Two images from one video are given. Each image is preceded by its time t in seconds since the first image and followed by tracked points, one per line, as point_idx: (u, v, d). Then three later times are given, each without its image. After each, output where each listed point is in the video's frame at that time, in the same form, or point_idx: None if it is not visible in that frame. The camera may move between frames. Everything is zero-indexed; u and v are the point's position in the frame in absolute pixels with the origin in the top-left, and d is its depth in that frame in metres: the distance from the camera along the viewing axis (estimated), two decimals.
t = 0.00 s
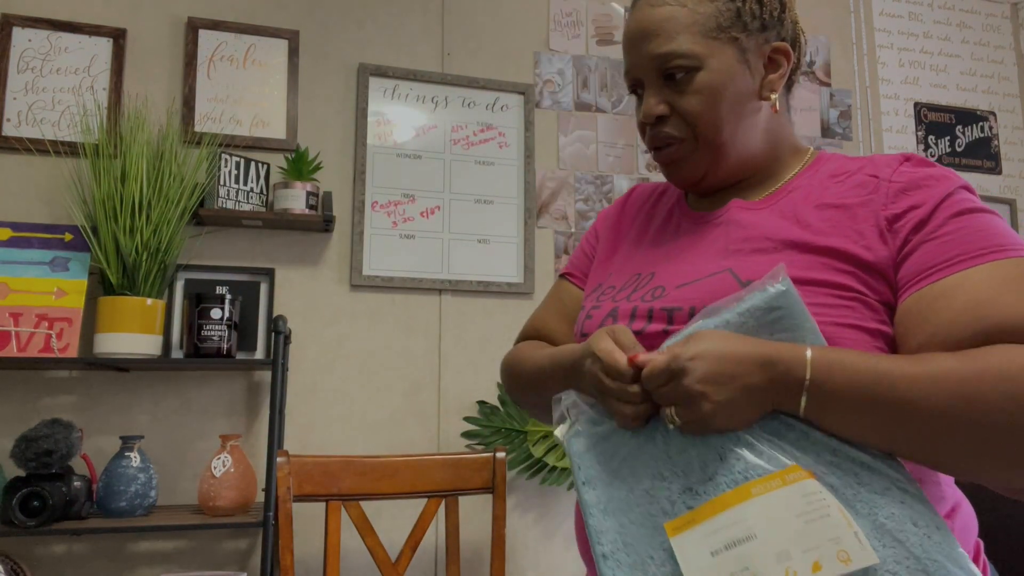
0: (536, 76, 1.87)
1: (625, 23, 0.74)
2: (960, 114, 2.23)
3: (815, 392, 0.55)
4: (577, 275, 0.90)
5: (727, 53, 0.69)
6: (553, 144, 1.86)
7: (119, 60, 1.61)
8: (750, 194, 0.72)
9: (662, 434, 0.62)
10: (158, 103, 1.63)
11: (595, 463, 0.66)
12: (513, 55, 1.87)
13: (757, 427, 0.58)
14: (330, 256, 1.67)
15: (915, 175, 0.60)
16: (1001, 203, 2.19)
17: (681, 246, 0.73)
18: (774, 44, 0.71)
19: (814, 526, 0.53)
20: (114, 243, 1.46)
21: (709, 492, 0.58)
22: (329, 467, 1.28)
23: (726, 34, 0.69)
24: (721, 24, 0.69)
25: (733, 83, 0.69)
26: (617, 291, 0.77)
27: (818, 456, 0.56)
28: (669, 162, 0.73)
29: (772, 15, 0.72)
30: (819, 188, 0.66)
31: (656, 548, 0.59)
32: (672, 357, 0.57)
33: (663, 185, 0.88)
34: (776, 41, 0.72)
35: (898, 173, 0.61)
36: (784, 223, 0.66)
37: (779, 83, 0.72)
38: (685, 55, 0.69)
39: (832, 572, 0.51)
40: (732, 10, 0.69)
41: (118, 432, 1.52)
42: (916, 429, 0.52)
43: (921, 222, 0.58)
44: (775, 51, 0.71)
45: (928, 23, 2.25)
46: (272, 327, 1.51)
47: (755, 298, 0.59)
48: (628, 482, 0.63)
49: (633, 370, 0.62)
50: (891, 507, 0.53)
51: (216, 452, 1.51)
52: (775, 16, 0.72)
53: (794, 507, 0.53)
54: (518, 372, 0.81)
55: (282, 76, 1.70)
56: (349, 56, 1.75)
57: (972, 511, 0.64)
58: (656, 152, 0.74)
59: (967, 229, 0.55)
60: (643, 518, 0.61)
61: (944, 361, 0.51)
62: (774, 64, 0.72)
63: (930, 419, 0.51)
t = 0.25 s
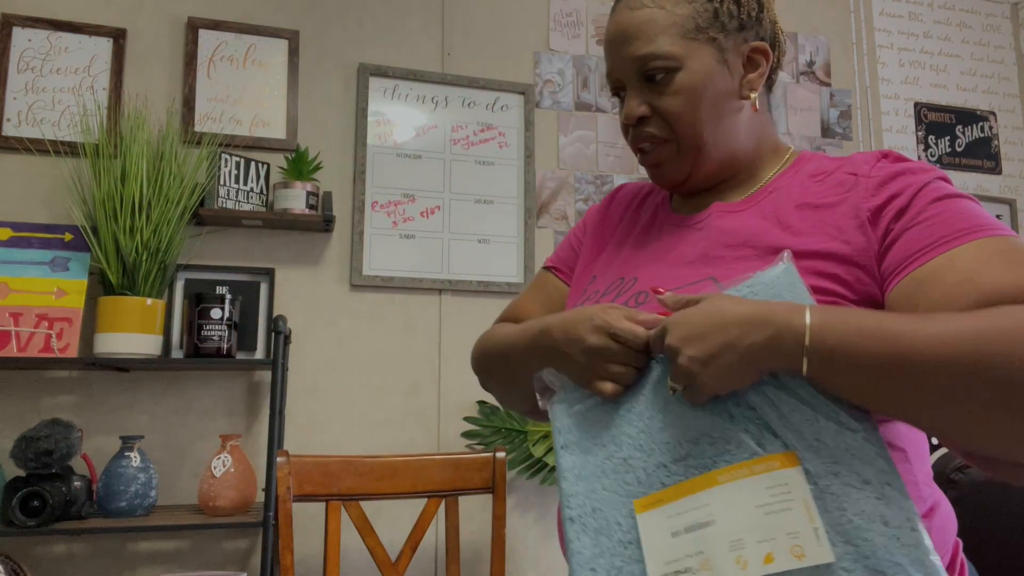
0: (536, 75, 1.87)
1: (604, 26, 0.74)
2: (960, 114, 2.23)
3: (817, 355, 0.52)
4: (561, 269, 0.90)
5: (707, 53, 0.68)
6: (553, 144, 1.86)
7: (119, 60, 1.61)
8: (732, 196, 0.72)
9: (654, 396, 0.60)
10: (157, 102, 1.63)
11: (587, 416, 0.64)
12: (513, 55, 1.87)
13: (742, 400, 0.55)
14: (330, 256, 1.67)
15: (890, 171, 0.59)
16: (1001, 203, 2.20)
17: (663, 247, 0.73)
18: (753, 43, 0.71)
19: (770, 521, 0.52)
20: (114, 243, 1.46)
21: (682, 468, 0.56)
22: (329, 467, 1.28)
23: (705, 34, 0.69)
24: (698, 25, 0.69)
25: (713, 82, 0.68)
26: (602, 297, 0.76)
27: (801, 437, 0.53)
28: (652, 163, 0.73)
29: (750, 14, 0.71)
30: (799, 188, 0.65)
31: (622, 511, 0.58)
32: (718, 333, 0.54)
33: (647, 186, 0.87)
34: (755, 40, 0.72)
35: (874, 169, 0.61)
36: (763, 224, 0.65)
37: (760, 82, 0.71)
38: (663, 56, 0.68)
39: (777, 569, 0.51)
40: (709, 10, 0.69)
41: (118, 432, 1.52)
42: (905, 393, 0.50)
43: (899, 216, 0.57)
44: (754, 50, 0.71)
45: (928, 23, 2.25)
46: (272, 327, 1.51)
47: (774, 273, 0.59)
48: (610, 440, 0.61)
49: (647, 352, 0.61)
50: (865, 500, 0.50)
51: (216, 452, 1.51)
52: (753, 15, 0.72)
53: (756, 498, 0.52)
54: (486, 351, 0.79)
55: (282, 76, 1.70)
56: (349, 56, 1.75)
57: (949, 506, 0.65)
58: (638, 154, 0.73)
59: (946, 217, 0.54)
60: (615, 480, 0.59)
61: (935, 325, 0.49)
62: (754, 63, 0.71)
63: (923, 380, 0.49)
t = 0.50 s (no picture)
0: (536, 76, 1.87)
1: (597, 29, 0.73)
2: (960, 114, 2.23)
3: (867, 310, 0.51)
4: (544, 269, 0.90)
5: (710, 55, 0.69)
6: (553, 144, 1.86)
7: (119, 60, 1.61)
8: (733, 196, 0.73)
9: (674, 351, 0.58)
10: (157, 103, 1.63)
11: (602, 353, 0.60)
12: (513, 55, 1.87)
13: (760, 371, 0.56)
14: (330, 256, 1.67)
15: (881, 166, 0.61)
16: (1001, 203, 2.19)
17: (657, 247, 0.73)
18: (746, 39, 0.72)
19: (768, 496, 0.53)
20: (114, 243, 1.46)
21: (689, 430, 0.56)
22: (330, 467, 1.28)
23: (705, 35, 0.69)
24: (697, 27, 0.68)
25: (718, 85, 0.69)
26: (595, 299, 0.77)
27: (806, 415, 0.54)
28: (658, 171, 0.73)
29: (741, 11, 0.72)
30: (787, 185, 0.67)
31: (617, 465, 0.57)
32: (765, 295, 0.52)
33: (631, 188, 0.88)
34: (748, 36, 0.73)
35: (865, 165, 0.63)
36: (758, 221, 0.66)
37: (755, 80, 0.72)
38: (670, 62, 0.68)
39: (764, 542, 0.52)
40: (705, 10, 0.69)
41: (118, 432, 1.52)
42: (949, 351, 0.50)
43: (896, 210, 0.59)
44: (749, 47, 0.72)
45: (928, 23, 2.25)
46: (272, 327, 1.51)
47: (775, 254, 0.59)
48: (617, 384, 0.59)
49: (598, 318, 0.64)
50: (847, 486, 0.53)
51: (216, 452, 1.51)
52: (744, 11, 0.73)
53: (756, 469, 0.53)
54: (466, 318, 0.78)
55: (282, 76, 1.70)
56: (348, 56, 1.75)
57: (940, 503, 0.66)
58: (643, 159, 0.73)
59: (946, 205, 0.56)
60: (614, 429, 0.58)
61: (994, 282, 0.50)
62: (749, 60, 0.72)
63: (973, 341, 0.50)
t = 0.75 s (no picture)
0: (536, 76, 1.87)
1: (601, 26, 0.72)
2: (960, 114, 2.23)
3: (964, 303, 0.50)
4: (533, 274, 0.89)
5: (717, 52, 0.69)
6: (553, 144, 1.86)
7: (119, 60, 1.61)
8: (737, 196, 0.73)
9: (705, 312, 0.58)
10: (157, 103, 1.63)
11: (624, 316, 0.62)
12: (513, 55, 1.87)
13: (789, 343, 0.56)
14: (330, 256, 1.67)
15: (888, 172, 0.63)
16: (1001, 203, 2.19)
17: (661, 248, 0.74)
18: (750, 36, 0.72)
19: (782, 462, 0.54)
20: (114, 243, 1.46)
21: (713, 387, 0.56)
22: (330, 467, 1.28)
23: (711, 32, 0.69)
24: (705, 23, 0.69)
25: (726, 82, 0.69)
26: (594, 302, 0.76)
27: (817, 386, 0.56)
28: (666, 171, 0.73)
29: (745, 8, 0.72)
30: (788, 183, 0.67)
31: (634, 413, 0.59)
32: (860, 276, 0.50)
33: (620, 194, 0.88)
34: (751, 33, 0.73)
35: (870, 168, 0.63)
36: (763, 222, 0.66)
37: (759, 77, 0.73)
38: (679, 59, 0.68)
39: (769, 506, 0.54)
40: (711, 8, 0.69)
41: (118, 432, 1.52)
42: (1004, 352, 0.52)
43: (906, 220, 0.60)
44: (753, 44, 0.72)
45: (928, 23, 2.25)
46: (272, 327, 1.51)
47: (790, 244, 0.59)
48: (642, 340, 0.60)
49: (581, 294, 0.68)
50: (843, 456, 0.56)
51: (216, 452, 1.51)
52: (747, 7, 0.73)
53: (777, 436, 0.54)
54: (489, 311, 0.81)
55: (282, 76, 1.70)
56: (349, 56, 1.75)
57: (942, 505, 0.67)
58: (650, 157, 0.73)
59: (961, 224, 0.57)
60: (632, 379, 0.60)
61: None
62: (752, 57, 0.73)
63: None
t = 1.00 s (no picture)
0: (536, 76, 1.87)
1: (618, 21, 0.72)
2: (960, 114, 2.23)
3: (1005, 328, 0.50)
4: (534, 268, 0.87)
5: (733, 51, 0.70)
6: (553, 144, 1.86)
7: (119, 60, 1.61)
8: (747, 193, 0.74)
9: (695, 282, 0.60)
10: (157, 103, 1.63)
11: (622, 288, 0.62)
12: (514, 54, 1.87)
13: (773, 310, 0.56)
14: (330, 256, 1.67)
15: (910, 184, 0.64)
16: (1001, 203, 2.19)
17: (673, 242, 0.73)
18: (764, 36, 0.73)
19: (757, 422, 0.53)
20: (114, 243, 1.46)
21: (689, 347, 0.56)
22: (330, 467, 1.28)
23: (728, 30, 0.70)
24: (721, 22, 0.69)
25: (742, 81, 0.70)
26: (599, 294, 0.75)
27: (796, 344, 0.54)
28: (682, 168, 0.72)
29: (759, 7, 0.73)
30: (805, 184, 0.67)
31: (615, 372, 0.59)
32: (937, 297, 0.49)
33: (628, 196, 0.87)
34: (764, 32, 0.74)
35: (891, 178, 0.65)
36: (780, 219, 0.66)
37: (771, 77, 0.75)
38: (698, 56, 0.68)
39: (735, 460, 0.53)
40: (727, 6, 0.70)
41: (119, 432, 1.52)
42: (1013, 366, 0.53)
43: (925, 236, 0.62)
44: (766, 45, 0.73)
45: (928, 23, 2.25)
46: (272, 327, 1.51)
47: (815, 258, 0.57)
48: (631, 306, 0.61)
49: (554, 284, 0.71)
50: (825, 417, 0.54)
51: (216, 452, 1.51)
52: (761, 8, 0.74)
53: (752, 396, 0.53)
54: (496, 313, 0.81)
55: (282, 76, 1.70)
56: (349, 56, 1.75)
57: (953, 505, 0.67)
58: (665, 153, 0.73)
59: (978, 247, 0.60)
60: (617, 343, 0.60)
61: None
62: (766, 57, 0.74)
63: None
